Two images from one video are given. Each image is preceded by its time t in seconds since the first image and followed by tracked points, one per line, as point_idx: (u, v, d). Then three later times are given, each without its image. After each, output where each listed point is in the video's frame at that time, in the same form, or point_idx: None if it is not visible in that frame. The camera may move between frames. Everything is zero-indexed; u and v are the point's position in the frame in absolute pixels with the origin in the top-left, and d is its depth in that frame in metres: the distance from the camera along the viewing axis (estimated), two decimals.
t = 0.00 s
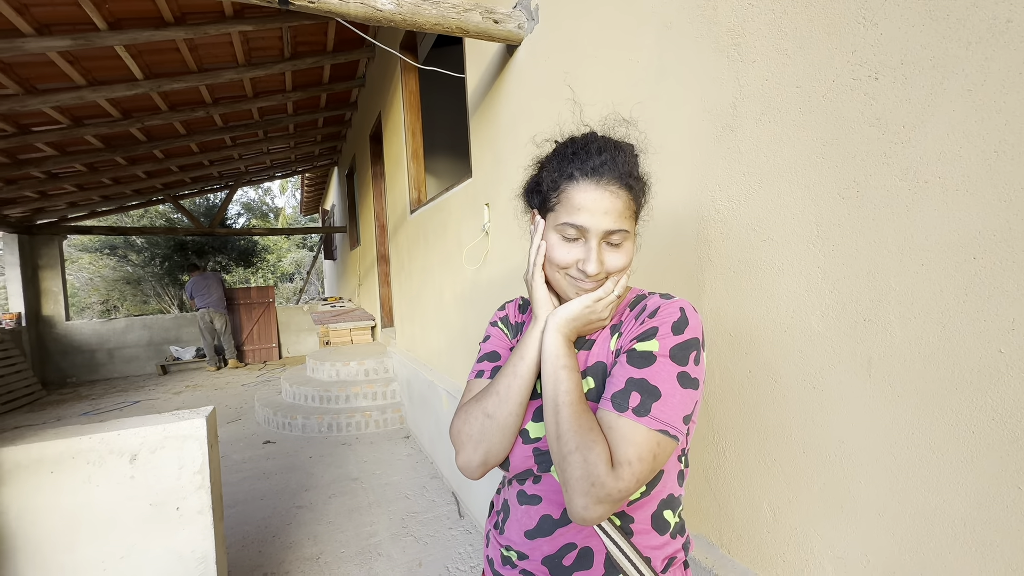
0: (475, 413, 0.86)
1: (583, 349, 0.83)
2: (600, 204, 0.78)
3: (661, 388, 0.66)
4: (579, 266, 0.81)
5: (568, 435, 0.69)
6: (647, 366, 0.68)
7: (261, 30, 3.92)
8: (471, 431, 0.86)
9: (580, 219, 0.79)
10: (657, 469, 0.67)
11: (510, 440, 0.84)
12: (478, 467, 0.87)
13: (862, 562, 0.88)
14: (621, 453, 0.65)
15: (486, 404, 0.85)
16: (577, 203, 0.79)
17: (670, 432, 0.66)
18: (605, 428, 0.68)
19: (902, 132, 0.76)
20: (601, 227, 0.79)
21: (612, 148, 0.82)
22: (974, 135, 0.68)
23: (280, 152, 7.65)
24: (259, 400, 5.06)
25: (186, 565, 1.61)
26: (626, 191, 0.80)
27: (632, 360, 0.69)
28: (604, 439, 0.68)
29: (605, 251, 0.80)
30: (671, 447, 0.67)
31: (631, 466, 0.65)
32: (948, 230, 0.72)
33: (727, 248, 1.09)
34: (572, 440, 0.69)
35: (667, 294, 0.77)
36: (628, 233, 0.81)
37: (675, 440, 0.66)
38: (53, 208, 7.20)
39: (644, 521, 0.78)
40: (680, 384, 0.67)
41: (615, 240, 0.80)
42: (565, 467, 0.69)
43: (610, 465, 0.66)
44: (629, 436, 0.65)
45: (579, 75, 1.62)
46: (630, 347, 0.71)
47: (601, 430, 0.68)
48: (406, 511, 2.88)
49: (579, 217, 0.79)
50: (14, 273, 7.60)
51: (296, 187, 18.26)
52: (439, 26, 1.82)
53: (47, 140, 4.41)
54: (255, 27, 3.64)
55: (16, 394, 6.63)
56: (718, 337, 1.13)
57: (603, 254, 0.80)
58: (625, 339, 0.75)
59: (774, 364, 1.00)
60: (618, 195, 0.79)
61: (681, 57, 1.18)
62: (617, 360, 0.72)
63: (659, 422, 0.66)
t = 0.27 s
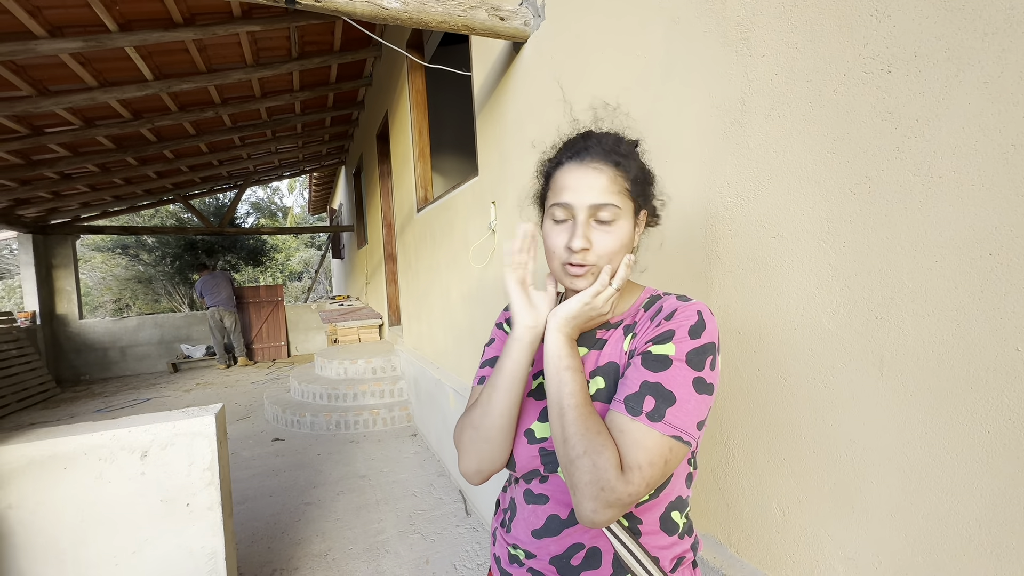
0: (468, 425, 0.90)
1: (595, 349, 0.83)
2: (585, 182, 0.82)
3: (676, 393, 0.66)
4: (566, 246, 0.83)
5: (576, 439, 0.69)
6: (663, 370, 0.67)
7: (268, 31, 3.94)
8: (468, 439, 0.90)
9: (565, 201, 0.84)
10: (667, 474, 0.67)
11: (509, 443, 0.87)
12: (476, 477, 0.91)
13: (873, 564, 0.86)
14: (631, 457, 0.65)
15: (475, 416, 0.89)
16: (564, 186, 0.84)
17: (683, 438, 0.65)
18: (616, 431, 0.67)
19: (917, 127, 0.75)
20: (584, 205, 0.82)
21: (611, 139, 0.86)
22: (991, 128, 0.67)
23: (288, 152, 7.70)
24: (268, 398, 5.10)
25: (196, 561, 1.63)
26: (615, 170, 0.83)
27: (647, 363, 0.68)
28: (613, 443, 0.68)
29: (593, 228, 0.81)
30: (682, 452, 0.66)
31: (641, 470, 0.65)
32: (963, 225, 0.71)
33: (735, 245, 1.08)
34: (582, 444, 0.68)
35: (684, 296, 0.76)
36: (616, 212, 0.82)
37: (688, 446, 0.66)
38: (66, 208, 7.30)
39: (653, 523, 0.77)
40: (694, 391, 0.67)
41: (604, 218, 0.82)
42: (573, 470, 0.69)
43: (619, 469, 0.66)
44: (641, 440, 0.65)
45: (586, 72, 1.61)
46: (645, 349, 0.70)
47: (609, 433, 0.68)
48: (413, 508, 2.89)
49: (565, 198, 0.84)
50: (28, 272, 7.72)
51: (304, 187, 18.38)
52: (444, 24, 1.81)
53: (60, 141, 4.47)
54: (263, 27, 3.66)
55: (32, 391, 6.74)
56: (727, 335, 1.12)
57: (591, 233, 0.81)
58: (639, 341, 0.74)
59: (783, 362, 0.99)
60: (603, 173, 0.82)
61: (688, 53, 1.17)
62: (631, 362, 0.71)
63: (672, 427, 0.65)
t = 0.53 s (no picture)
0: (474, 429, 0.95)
1: (606, 346, 0.84)
2: (561, 177, 0.85)
3: (683, 391, 0.66)
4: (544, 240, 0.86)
5: (576, 435, 0.70)
6: (670, 368, 0.67)
7: (281, 31, 3.98)
8: (479, 438, 0.94)
9: (547, 197, 0.88)
10: (672, 473, 0.67)
11: (517, 439, 0.89)
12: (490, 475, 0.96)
13: (889, 562, 0.86)
14: (634, 454, 0.65)
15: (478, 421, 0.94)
16: (548, 184, 0.88)
17: (689, 437, 0.65)
18: (620, 428, 0.68)
19: (937, 120, 0.74)
20: (560, 198, 0.85)
21: (606, 133, 0.87)
22: (1014, 120, 0.66)
23: (300, 151, 7.78)
24: (281, 394, 5.17)
25: (214, 553, 1.66)
26: (601, 162, 0.84)
27: (655, 361, 0.68)
28: (616, 440, 0.68)
29: (568, 220, 0.84)
30: (690, 451, 0.66)
31: (643, 466, 0.65)
32: (985, 219, 0.70)
33: (749, 241, 1.08)
34: (584, 440, 0.69)
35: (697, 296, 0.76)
36: (591, 203, 0.82)
37: (695, 445, 0.66)
38: (85, 207, 7.45)
39: (661, 520, 0.77)
40: (701, 390, 0.67)
41: (577, 210, 0.83)
42: (575, 466, 0.70)
43: (620, 465, 0.66)
44: (644, 437, 0.65)
45: (597, 69, 1.60)
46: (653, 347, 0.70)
47: (611, 430, 0.69)
48: (425, 504, 2.91)
49: (547, 195, 0.88)
50: (49, 271, 7.89)
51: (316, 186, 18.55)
52: (456, 22, 1.81)
53: (79, 142, 4.56)
54: (276, 27, 3.70)
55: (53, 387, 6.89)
56: (740, 331, 1.12)
57: (563, 225, 0.84)
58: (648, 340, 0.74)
59: (798, 358, 0.99)
60: (578, 167, 0.84)
61: (701, 48, 1.17)
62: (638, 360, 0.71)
63: (677, 425, 0.65)
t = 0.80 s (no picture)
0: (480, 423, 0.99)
1: (613, 346, 0.84)
2: (556, 172, 0.91)
3: (688, 398, 0.66)
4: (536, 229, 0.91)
5: (578, 439, 0.71)
6: (674, 373, 0.67)
7: (291, 31, 4.02)
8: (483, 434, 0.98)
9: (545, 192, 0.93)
10: (674, 479, 0.67)
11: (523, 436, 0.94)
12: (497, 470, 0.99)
13: (902, 563, 0.85)
14: (635, 459, 0.66)
15: (483, 415, 0.97)
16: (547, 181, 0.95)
17: (692, 443, 0.65)
18: (622, 432, 0.68)
19: (953, 115, 0.73)
20: (551, 189, 0.90)
21: (610, 129, 0.89)
22: None
23: (310, 150, 7.84)
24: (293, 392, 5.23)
25: (228, 547, 1.69)
26: (592, 153, 0.87)
27: (659, 365, 0.68)
28: (617, 444, 0.69)
29: (557, 207, 0.87)
30: (694, 456, 0.67)
31: (643, 471, 0.66)
32: (1002, 216, 0.69)
33: (759, 238, 1.08)
34: (585, 444, 0.70)
35: (706, 297, 0.75)
36: (576, 189, 0.86)
37: (698, 451, 0.66)
38: (101, 207, 7.58)
39: (666, 520, 0.78)
40: (706, 395, 0.66)
41: (561, 199, 0.87)
42: (577, 471, 0.70)
43: (620, 470, 0.67)
44: (646, 443, 0.66)
45: (607, 66, 1.60)
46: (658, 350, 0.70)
47: (612, 435, 0.70)
48: (435, 501, 2.94)
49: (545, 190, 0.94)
50: (66, 269, 8.04)
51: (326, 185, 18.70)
52: (465, 21, 1.81)
53: (95, 142, 4.63)
54: (287, 28, 3.73)
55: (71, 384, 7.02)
56: (751, 329, 1.12)
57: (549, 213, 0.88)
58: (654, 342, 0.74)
59: (809, 357, 0.98)
60: (568, 160, 0.90)
61: (711, 45, 1.17)
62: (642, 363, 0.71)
63: (679, 431, 0.65)
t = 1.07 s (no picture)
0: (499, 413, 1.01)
1: (633, 343, 0.84)
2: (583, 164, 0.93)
3: (713, 404, 0.66)
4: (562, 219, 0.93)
5: (601, 447, 0.69)
6: (700, 378, 0.67)
7: (310, 31, 4.07)
8: (501, 425, 1.00)
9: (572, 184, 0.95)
10: (696, 484, 0.69)
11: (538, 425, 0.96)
12: (512, 460, 1.01)
13: (929, 563, 0.85)
14: (660, 467, 0.67)
15: (503, 405, 0.99)
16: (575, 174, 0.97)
17: (717, 449, 0.66)
18: (643, 436, 0.69)
19: (986, 107, 0.72)
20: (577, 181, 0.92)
21: (637, 124, 0.91)
22: None
23: (328, 149, 7.94)
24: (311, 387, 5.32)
25: (252, 536, 1.74)
26: (618, 145, 0.89)
27: (683, 369, 0.69)
28: (642, 452, 0.68)
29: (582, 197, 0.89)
30: (716, 461, 0.68)
31: (667, 478, 0.67)
32: None
33: (781, 233, 1.07)
34: (609, 453, 0.69)
35: (730, 298, 0.75)
36: (600, 179, 0.87)
37: (722, 456, 0.67)
38: (126, 206, 7.78)
39: (682, 517, 0.78)
40: (730, 400, 0.67)
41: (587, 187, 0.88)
42: (598, 478, 0.71)
43: (644, 477, 0.67)
44: (671, 450, 0.66)
45: (626, 62, 1.60)
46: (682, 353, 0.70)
47: (637, 440, 0.69)
48: (451, 496, 2.97)
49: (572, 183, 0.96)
50: (94, 266, 8.27)
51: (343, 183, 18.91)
52: (483, 17, 1.82)
53: (121, 142, 4.75)
54: (305, 27, 3.78)
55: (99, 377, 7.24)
56: (773, 325, 1.11)
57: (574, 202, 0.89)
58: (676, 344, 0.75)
59: (833, 354, 0.98)
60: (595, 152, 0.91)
61: (733, 38, 1.16)
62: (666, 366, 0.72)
63: (704, 438, 0.66)
